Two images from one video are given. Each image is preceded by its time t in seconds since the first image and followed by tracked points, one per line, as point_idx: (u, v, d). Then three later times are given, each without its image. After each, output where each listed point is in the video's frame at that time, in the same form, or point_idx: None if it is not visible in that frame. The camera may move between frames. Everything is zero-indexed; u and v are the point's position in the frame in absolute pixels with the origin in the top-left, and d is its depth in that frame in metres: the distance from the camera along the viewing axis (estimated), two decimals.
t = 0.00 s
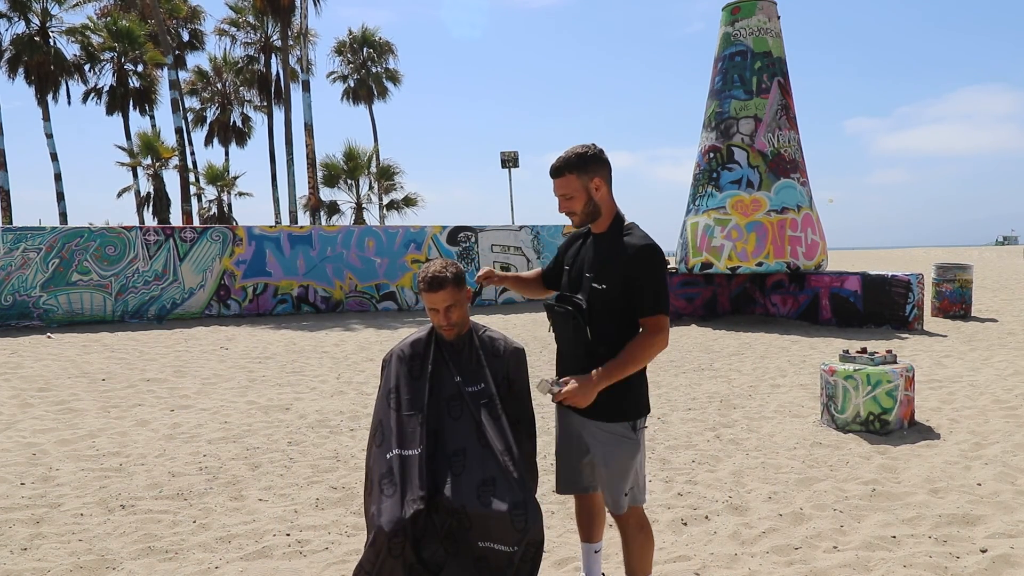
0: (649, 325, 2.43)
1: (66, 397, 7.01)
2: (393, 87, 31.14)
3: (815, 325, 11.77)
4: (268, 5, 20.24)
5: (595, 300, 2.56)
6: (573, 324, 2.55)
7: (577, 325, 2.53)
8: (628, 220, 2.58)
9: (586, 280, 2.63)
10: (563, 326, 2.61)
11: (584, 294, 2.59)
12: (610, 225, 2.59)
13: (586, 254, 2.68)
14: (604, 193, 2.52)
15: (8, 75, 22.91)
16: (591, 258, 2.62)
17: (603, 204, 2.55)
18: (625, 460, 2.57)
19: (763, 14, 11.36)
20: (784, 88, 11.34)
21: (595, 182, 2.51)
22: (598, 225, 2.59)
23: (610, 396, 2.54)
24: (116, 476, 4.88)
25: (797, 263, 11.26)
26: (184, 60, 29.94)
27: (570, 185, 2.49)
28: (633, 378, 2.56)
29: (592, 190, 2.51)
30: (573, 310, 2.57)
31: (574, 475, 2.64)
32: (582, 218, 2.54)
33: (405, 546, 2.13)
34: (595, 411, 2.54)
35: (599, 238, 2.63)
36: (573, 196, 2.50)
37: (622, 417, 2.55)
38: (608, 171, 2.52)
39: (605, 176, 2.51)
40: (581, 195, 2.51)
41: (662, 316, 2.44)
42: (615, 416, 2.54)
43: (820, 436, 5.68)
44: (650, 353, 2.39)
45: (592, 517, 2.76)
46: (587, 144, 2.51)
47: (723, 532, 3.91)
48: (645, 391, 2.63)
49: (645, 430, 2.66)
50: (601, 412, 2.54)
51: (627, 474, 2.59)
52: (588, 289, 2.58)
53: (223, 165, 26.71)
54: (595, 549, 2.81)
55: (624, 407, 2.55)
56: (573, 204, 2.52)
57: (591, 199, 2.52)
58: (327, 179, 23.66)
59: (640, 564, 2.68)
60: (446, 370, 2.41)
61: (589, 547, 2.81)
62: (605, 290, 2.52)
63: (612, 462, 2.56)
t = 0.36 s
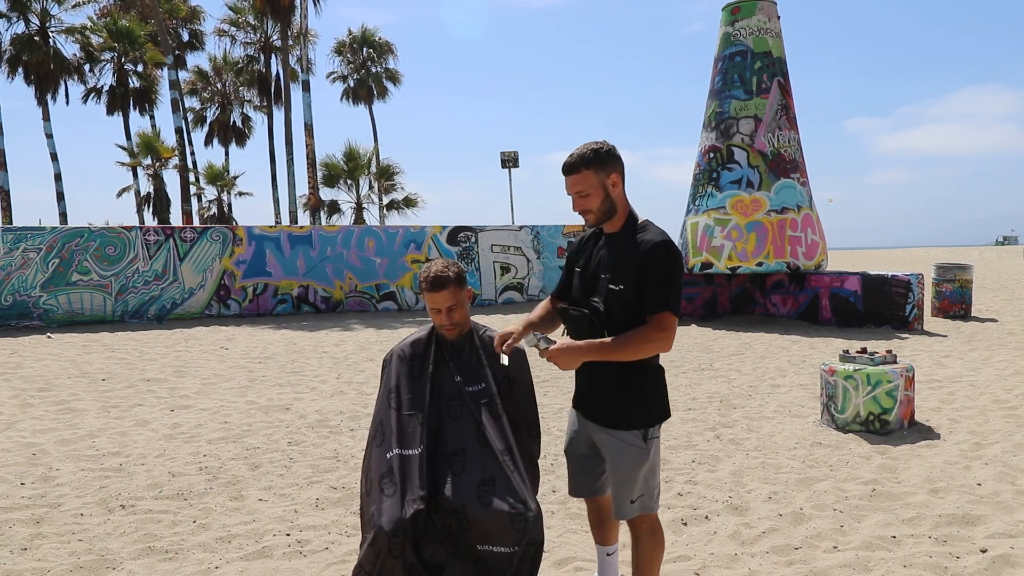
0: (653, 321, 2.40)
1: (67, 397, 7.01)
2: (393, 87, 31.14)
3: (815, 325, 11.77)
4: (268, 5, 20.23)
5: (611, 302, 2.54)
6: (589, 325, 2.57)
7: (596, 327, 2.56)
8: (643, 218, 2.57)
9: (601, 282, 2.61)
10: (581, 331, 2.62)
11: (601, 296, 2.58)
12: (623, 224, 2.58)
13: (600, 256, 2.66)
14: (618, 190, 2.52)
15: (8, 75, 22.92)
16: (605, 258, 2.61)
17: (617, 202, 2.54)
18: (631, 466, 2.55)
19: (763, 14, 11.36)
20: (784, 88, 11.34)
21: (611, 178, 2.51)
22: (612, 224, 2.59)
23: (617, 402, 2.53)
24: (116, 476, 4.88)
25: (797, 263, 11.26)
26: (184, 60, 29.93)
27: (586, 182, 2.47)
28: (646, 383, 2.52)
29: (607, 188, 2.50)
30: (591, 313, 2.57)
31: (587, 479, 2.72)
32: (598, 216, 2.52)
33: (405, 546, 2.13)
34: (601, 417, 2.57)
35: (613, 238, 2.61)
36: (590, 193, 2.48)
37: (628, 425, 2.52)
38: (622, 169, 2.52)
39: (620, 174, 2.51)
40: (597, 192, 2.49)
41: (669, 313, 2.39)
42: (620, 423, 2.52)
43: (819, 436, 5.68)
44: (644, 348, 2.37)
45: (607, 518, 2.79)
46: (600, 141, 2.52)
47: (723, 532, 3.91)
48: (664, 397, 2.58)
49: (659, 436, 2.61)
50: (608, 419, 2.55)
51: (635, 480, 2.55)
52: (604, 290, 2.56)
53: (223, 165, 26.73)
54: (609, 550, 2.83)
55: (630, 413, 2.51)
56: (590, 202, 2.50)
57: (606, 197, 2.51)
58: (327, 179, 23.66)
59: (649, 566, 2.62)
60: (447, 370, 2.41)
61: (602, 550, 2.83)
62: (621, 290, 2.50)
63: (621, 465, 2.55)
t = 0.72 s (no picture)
0: (656, 314, 2.38)
1: (66, 397, 7.01)
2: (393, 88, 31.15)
3: (815, 325, 11.77)
4: (268, 5, 20.23)
5: (615, 301, 2.54)
6: (594, 324, 2.54)
7: (601, 328, 2.52)
8: (645, 217, 2.57)
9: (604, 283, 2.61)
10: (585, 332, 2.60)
11: (605, 297, 2.58)
12: (626, 223, 2.58)
13: (603, 255, 2.66)
14: (618, 189, 2.52)
15: (8, 75, 22.92)
16: (607, 258, 2.62)
17: (617, 201, 2.54)
18: (637, 467, 2.54)
19: (763, 14, 11.36)
20: (784, 88, 11.34)
21: (611, 178, 2.50)
22: (614, 223, 2.58)
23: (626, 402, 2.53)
24: (116, 476, 4.88)
25: (797, 263, 11.26)
26: (184, 60, 29.95)
27: (587, 181, 2.48)
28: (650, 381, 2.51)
29: (607, 187, 2.50)
30: (594, 313, 2.54)
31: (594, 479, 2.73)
32: (597, 215, 2.53)
33: (406, 545, 2.13)
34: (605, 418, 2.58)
35: (616, 238, 2.61)
36: (590, 191, 2.48)
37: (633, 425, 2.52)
38: (623, 168, 2.52)
39: (620, 173, 2.51)
40: (598, 191, 2.50)
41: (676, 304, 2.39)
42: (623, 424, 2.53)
43: (820, 436, 5.68)
44: (646, 337, 2.35)
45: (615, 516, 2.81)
46: (601, 141, 2.52)
47: (723, 532, 3.91)
48: (669, 397, 2.58)
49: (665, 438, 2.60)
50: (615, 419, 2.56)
51: (642, 483, 2.55)
52: (607, 290, 2.56)
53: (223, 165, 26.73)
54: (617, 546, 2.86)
55: (637, 416, 2.51)
56: (589, 200, 2.51)
57: (607, 196, 2.51)
58: (327, 179, 23.67)
59: (649, 565, 2.60)
60: (448, 367, 2.41)
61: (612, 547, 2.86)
62: (623, 289, 2.51)
63: (627, 469, 2.55)
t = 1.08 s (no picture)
0: (637, 313, 2.38)
1: (66, 397, 7.01)
2: (393, 88, 31.14)
3: (815, 325, 11.77)
4: (268, 5, 20.22)
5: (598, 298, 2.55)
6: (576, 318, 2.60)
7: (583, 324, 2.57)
8: (637, 218, 2.56)
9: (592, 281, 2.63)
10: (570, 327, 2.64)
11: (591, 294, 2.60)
12: (616, 223, 2.58)
13: (595, 254, 2.67)
14: (606, 189, 2.52)
15: (8, 75, 22.91)
16: (596, 257, 2.64)
17: (607, 201, 2.54)
18: (621, 466, 2.55)
19: (763, 14, 11.36)
20: (784, 88, 11.34)
21: (599, 177, 2.52)
22: (604, 223, 2.60)
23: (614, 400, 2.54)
24: (116, 476, 4.88)
25: (797, 263, 11.26)
26: (184, 60, 29.94)
27: (574, 179, 2.53)
28: (640, 379, 2.52)
29: (594, 187, 2.52)
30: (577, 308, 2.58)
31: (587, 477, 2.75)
32: (583, 213, 2.56)
33: (407, 544, 2.14)
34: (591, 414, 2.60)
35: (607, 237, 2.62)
36: (574, 189, 2.53)
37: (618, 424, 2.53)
38: (616, 169, 2.54)
39: (610, 174, 2.52)
40: (583, 190, 2.53)
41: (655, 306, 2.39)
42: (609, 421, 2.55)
43: (820, 436, 5.68)
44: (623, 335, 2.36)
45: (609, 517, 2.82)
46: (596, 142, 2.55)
47: (722, 532, 3.91)
48: (660, 399, 2.56)
49: (653, 438, 2.58)
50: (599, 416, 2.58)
51: (626, 481, 2.55)
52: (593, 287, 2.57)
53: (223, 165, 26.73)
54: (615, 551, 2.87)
55: (618, 414, 2.52)
56: (575, 198, 2.55)
57: (592, 195, 2.53)
58: (327, 180, 23.65)
59: (645, 564, 2.64)
60: (448, 365, 2.40)
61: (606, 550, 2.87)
62: (606, 287, 2.52)
63: (610, 466, 2.56)
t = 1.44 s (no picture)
0: (613, 308, 2.39)
1: (66, 397, 7.00)
2: (393, 88, 31.15)
3: (815, 325, 11.77)
4: (268, 5, 20.21)
5: (584, 294, 2.55)
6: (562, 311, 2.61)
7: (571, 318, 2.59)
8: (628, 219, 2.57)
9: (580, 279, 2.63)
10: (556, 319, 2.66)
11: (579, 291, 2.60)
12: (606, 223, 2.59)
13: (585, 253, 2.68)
14: (601, 191, 2.54)
15: (8, 75, 22.91)
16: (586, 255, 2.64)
17: (599, 202, 2.55)
18: (599, 458, 2.57)
19: (763, 14, 11.36)
20: (784, 88, 11.34)
21: (594, 179, 2.53)
22: (596, 223, 2.60)
23: (596, 393, 2.54)
24: (116, 476, 4.88)
25: (797, 263, 11.26)
26: (184, 60, 29.94)
27: (569, 180, 2.54)
28: (627, 375, 2.55)
29: (589, 189, 2.53)
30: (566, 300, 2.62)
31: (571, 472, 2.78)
32: (576, 215, 2.57)
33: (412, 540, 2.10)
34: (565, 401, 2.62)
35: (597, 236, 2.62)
36: (569, 190, 2.54)
37: (596, 414, 2.55)
38: (611, 173, 2.55)
39: (605, 176, 2.53)
40: (578, 192, 2.54)
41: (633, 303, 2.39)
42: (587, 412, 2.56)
43: (820, 436, 5.68)
44: (597, 325, 2.38)
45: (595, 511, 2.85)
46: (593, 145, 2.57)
47: (723, 532, 3.91)
48: (642, 392, 2.59)
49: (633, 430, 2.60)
50: (576, 404, 2.59)
51: (604, 473, 2.57)
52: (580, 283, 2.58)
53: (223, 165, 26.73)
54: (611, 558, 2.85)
55: (597, 407, 2.54)
56: (569, 199, 2.56)
57: (586, 196, 2.54)
58: (327, 179, 23.64)
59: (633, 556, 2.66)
60: (450, 361, 2.41)
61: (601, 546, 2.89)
62: (590, 282, 2.52)
63: (589, 458, 2.59)
